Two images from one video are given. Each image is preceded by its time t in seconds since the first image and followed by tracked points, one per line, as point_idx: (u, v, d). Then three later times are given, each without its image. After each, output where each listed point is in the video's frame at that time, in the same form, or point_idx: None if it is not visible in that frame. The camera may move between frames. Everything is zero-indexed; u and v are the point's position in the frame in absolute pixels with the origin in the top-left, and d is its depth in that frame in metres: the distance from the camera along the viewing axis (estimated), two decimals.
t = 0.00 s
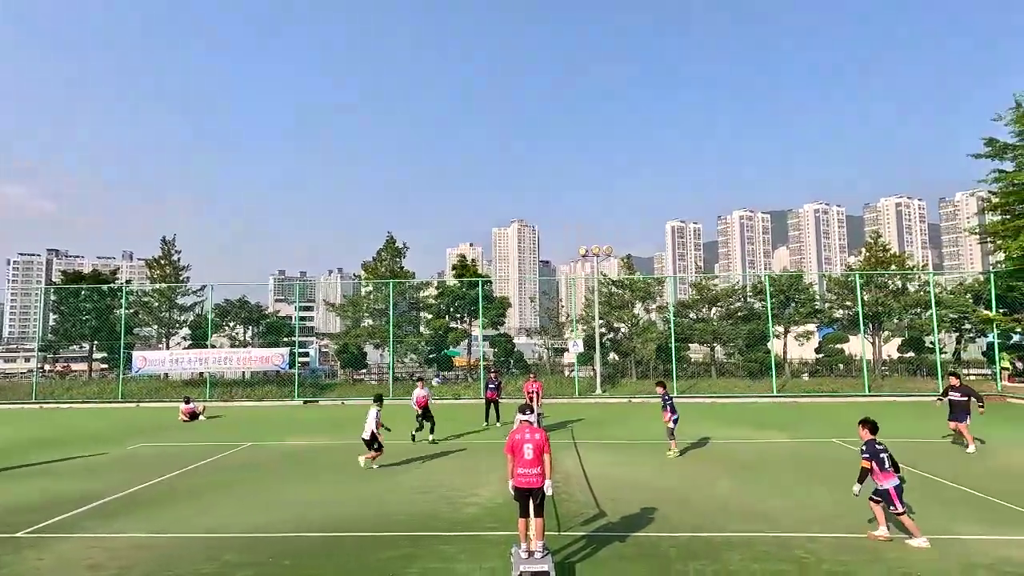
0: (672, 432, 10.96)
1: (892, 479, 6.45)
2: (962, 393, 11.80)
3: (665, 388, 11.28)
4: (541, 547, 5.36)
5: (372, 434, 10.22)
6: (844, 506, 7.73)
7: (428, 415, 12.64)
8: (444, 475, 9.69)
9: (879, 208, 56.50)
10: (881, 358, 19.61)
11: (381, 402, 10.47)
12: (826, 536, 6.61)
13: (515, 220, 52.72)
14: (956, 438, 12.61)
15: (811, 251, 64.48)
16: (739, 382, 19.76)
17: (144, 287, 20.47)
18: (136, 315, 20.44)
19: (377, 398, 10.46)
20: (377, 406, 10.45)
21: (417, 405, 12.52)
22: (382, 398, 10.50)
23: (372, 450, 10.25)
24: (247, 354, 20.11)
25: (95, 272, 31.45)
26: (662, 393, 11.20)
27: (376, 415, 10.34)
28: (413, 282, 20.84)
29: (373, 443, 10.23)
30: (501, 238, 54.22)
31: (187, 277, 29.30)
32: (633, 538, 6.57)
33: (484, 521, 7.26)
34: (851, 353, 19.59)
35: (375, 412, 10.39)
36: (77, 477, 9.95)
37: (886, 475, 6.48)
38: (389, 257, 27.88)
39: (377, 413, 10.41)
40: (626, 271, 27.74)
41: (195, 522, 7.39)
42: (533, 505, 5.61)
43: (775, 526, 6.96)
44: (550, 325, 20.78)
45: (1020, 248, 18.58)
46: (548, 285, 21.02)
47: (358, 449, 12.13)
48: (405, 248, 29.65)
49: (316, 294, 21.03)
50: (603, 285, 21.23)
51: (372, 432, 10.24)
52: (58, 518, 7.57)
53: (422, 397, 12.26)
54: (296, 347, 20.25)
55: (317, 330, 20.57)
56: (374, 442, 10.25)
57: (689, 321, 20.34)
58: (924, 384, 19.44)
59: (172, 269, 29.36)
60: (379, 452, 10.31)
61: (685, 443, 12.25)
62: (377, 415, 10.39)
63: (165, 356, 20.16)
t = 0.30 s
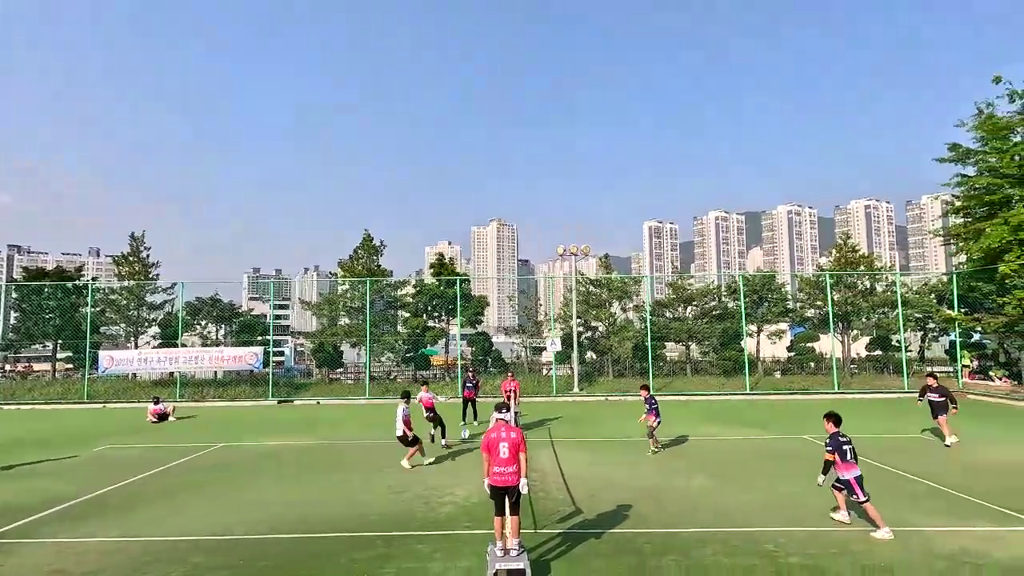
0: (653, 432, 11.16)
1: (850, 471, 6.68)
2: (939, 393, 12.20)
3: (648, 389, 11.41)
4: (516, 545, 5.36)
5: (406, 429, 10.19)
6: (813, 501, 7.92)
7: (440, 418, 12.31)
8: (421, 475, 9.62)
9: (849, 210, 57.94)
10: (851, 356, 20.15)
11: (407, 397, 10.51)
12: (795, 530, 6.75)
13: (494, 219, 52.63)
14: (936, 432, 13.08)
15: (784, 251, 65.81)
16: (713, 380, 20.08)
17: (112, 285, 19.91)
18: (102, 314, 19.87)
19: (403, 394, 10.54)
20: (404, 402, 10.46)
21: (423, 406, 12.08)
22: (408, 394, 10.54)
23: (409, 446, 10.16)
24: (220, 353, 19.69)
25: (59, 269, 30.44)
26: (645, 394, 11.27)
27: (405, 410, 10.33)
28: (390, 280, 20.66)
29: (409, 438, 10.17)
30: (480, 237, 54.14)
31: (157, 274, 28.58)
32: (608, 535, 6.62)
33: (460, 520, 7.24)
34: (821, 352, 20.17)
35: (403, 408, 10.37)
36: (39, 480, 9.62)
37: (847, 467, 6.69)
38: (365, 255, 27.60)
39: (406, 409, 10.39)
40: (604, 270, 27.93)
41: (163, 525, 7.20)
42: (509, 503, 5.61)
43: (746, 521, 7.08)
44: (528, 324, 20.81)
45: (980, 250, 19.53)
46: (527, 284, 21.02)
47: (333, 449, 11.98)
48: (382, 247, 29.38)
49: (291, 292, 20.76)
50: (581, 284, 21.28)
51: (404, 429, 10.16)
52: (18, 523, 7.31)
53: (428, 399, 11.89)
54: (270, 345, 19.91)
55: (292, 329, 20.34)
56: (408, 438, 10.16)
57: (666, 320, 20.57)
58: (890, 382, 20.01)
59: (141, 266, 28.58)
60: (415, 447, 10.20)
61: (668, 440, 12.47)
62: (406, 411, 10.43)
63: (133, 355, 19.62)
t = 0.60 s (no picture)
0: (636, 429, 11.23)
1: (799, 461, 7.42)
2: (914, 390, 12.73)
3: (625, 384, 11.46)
4: (497, 544, 5.36)
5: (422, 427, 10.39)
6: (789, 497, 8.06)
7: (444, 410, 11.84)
8: (402, 475, 9.55)
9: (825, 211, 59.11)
10: (825, 354, 20.62)
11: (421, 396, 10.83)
12: (771, 525, 6.87)
13: (476, 218, 52.45)
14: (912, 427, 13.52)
15: (762, 251, 66.89)
16: (692, 378, 20.36)
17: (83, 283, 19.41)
18: (73, 312, 19.36)
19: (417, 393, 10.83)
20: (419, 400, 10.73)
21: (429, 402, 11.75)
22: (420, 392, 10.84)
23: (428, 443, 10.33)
24: (195, 352, 19.32)
25: (27, 267, 29.54)
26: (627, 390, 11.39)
27: (419, 409, 10.56)
28: (371, 278, 20.45)
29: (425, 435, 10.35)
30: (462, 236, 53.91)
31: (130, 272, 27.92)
32: (588, 532, 6.66)
33: (441, 520, 7.23)
34: (796, 350, 20.59)
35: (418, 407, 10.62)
36: (6, 484, 9.33)
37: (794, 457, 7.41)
38: (345, 253, 27.32)
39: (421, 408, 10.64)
40: (585, 269, 28.07)
41: (137, 528, 7.05)
42: (490, 502, 5.62)
43: (723, 517, 7.20)
44: (510, 323, 20.81)
45: (949, 251, 20.11)
46: (508, 283, 21.01)
47: (313, 449, 11.85)
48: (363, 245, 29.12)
49: (270, 290, 20.44)
50: (563, 283, 21.45)
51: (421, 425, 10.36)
52: None
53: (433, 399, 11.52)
54: (248, 344, 19.61)
55: (271, 328, 20.06)
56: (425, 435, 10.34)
57: (646, 318, 20.74)
58: (863, 379, 20.52)
59: (114, 263, 27.91)
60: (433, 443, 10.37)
61: (651, 437, 12.63)
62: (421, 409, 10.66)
63: (105, 355, 19.14)
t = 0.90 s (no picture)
0: (624, 429, 11.28)
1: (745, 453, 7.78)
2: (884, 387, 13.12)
3: (615, 386, 11.47)
4: (482, 543, 5.36)
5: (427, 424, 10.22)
6: (771, 494, 8.18)
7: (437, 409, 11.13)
8: (386, 475, 9.51)
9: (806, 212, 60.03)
10: (806, 353, 20.93)
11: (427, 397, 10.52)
12: (752, 522, 6.97)
13: (461, 217, 52.27)
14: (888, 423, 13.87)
15: (744, 251, 67.68)
16: (676, 376, 20.54)
17: (59, 280, 19.00)
18: (48, 311, 18.95)
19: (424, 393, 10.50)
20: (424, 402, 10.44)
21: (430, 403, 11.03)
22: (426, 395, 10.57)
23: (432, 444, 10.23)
24: (175, 351, 19.01)
25: None
26: (616, 394, 11.38)
27: (423, 411, 10.31)
28: (355, 277, 20.28)
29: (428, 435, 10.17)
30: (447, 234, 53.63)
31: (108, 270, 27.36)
32: (572, 530, 6.69)
33: (426, 519, 7.20)
34: (779, 349, 20.74)
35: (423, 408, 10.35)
36: None
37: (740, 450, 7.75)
38: (329, 251, 27.07)
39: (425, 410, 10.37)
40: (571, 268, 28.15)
41: (117, 531, 6.93)
42: (474, 501, 5.62)
43: (705, 514, 7.28)
44: (496, 322, 20.79)
45: (925, 252, 20.51)
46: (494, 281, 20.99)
47: (296, 449, 11.72)
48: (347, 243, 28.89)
49: (253, 289, 20.27)
50: (548, 282, 21.48)
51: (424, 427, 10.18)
52: None
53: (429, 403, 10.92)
54: (229, 343, 19.36)
55: (253, 326, 19.90)
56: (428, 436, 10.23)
57: (630, 317, 20.84)
58: (842, 377, 20.88)
59: (90, 261, 27.33)
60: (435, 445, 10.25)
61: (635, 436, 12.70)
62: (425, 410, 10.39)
63: (82, 355, 18.73)
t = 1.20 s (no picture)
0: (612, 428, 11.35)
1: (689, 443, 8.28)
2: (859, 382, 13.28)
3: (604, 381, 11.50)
4: (469, 542, 5.35)
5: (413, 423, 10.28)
6: (755, 491, 8.27)
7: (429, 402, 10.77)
8: (373, 474, 9.46)
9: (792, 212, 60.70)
10: (791, 351, 21.21)
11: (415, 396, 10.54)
12: (737, 519, 7.05)
13: (449, 216, 52.07)
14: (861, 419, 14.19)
15: (730, 251, 68.28)
16: (663, 375, 20.70)
17: (38, 278, 18.65)
18: (27, 309, 18.60)
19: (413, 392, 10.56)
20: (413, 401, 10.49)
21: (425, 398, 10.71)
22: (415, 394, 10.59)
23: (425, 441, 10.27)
24: (159, 351, 18.73)
25: None
26: (605, 390, 11.41)
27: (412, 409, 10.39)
28: (342, 276, 20.14)
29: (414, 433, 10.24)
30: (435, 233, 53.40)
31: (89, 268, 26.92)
32: (560, 529, 6.71)
33: (413, 519, 7.18)
34: (763, 348, 21.10)
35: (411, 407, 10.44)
36: None
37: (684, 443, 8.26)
38: (316, 249, 26.83)
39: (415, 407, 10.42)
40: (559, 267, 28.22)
41: (100, 532, 6.81)
42: (462, 500, 5.61)
43: (691, 512, 7.35)
44: (484, 321, 20.77)
45: (907, 252, 20.86)
46: (482, 280, 20.95)
47: (282, 449, 11.61)
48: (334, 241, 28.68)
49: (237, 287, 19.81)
50: (536, 281, 21.38)
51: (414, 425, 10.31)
52: None
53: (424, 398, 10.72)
54: (214, 342, 19.14)
55: (239, 325, 19.82)
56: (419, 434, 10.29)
57: (618, 316, 20.93)
58: (826, 376, 21.17)
59: (71, 258, 26.86)
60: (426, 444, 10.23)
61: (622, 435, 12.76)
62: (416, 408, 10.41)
63: (61, 354, 18.38)
